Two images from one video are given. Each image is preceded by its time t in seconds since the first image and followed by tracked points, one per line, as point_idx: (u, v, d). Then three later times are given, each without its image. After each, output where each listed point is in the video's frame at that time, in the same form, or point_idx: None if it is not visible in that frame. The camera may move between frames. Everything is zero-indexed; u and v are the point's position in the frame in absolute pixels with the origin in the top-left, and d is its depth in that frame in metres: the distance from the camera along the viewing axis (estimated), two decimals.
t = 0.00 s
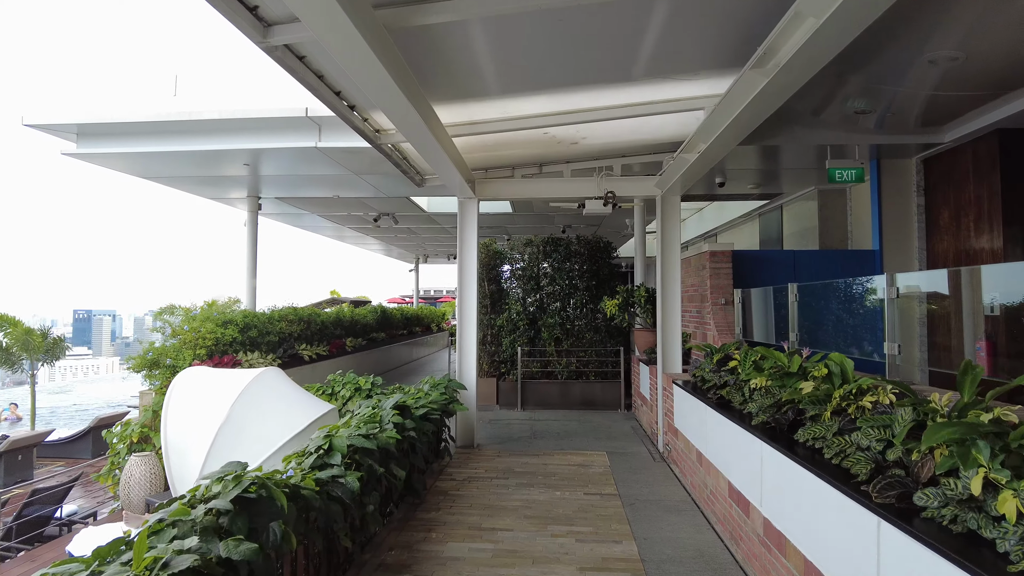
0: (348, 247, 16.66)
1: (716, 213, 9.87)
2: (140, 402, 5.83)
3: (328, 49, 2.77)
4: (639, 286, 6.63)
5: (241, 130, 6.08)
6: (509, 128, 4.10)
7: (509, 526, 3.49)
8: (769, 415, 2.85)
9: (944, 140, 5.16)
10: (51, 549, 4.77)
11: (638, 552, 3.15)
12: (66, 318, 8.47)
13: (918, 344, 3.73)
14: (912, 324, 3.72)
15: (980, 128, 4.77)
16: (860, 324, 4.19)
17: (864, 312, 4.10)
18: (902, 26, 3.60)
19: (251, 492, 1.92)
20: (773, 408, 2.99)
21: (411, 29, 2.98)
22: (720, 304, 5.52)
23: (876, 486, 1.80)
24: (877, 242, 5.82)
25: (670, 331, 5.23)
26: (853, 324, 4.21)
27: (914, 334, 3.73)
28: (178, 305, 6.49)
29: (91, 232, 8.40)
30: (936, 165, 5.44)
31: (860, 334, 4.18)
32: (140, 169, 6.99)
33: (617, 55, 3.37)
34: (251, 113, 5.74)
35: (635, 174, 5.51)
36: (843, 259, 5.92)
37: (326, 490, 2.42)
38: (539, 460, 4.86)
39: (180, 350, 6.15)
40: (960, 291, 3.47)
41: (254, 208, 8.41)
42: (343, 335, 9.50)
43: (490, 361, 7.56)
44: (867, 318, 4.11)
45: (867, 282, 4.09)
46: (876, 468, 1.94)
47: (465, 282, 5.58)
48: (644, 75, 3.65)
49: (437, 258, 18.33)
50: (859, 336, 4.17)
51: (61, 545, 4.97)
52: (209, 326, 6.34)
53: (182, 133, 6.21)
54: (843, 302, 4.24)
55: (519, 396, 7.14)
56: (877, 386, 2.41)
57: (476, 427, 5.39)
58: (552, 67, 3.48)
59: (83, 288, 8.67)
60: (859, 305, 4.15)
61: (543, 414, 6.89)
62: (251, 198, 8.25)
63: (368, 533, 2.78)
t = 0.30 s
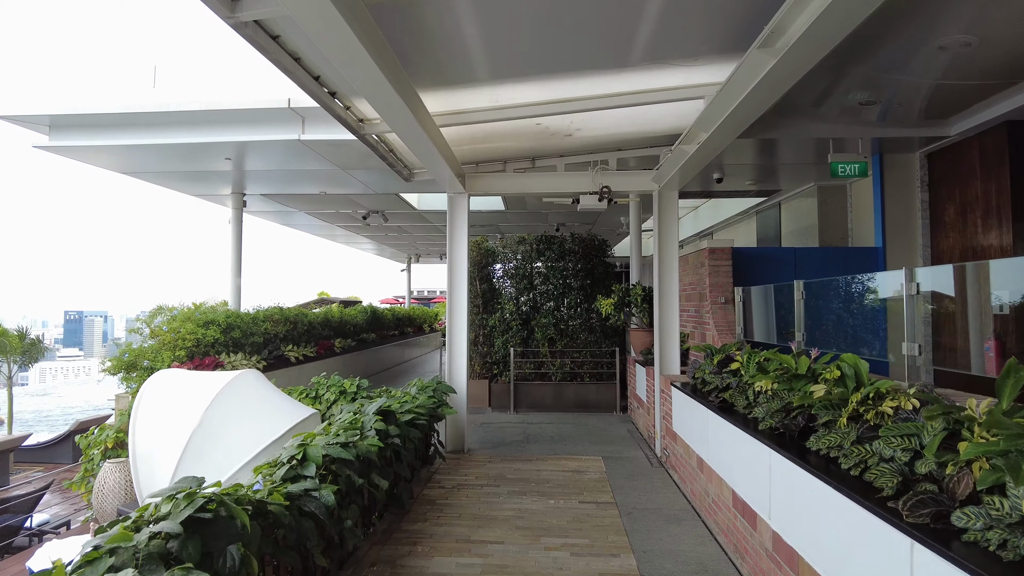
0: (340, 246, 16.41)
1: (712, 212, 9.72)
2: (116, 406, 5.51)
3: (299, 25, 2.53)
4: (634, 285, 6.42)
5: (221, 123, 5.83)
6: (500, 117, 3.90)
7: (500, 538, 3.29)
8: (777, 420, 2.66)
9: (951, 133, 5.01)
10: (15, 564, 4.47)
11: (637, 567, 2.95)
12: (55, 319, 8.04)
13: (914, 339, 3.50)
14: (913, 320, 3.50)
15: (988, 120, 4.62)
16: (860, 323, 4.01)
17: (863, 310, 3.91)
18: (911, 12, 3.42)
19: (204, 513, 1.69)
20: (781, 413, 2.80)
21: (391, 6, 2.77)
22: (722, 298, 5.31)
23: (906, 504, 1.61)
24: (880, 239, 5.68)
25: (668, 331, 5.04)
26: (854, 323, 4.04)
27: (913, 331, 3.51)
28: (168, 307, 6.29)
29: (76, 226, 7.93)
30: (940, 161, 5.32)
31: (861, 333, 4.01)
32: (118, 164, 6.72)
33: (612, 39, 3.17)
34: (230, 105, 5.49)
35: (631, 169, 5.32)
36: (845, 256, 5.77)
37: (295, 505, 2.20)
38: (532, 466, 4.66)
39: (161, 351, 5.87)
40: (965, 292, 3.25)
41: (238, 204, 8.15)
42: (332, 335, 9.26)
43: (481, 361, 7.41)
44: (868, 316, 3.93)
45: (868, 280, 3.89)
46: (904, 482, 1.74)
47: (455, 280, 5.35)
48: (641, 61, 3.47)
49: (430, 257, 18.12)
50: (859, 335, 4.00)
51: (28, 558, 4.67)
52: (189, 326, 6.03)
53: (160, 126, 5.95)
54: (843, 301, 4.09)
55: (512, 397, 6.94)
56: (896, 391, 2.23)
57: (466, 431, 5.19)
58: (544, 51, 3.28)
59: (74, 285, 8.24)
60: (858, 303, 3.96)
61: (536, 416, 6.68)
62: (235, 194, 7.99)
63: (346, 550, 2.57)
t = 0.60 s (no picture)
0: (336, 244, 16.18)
1: (714, 209, 9.50)
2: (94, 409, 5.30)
3: None
4: (635, 283, 6.21)
5: (201, 115, 5.61)
6: (493, 105, 3.69)
7: (492, 554, 3.07)
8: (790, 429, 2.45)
9: (965, 125, 4.82)
10: None
11: None
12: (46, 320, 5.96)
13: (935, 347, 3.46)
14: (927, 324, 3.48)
15: (1005, 111, 4.43)
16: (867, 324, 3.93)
17: (871, 310, 3.85)
18: None
19: (145, 541, 1.48)
20: (794, 421, 2.59)
21: None
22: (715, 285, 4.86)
23: (948, 531, 1.40)
24: (889, 236, 5.48)
25: (670, 333, 4.83)
26: (860, 323, 3.95)
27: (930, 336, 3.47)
28: (160, 304, 6.14)
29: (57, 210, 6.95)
30: (953, 154, 5.14)
31: (868, 334, 3.93)
32: (101, 158, 6.49)
33: (610, 21, 2.98)
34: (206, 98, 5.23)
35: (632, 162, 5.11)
36: (853, 254, 5.56)
37: (261, 525, 1.99)
38: (528, 473, 4.44)
39: (142, 352, 5.66)
40: (979, 294, 3.16)
41: (228, 201, 7.92)
42: (325, 335, 9.05)
43: (477, 362, 7.18)
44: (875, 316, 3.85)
45: (878, 282, 3.78)
46: (942, 504, 1.54)
47: (449, 278, 5.12)
48: (642, 45, 3.26)
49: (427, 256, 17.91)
50: (868, 336, 3.93)
51: None
52: (173, 327, 5.80)
53: (142, 117, 5.71)
54: (849, 301, 3.99)
55: (509, 399, 6.73)
56: (924, 399, 2.02)
57: (460, 436, 4.98)
58: (538, 35, 3.08)
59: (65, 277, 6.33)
60: (865, 303, 3.88)
61: (533, 419, 6.47)
62: (225, 190, 7.74)
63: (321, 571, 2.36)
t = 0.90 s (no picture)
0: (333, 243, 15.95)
1: (717, 205, 9.29)
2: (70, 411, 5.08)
3: None
4: (637, 282, 5.99)
5: (186, 105, 5.38)
6: (487, 92, 3.48)
7: (485, 571, 2.86)
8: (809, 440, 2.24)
9: (983, 115, 4.61)
10: None
11: None
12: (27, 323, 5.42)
13: (948, 350, 3.27)
14: (939, 325, 3.28)
15: None
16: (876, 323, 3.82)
17: (880, 309, 3.73)
18: None
19: None
20: (812, 430, 2.38)
21: None
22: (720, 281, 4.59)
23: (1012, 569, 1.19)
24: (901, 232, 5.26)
25: (674, 332, 4.62)
26: (869, 322, 3.85)
27: (943, 339, 3.26)
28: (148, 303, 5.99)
29: (56, 191, 6.37)
30: (969, 146, 4.93)
31: (876, 334, 3.82)
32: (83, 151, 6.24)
33: None
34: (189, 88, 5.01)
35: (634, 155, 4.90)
36: (865, 251, 5.34)
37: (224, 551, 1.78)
38: (525, 480, 4.23)
39: (123, 352, 5.46)
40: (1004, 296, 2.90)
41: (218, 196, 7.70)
42: (319, 335, 8.84)
43: (474, 363, 6.96)
44: (885, 315, 3.73)
45: (890, 283, 3.66)
46: (998, 534, 1.33)
47: (442, 276, 4.90)
48: (644, 26, 3.05)
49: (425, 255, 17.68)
50: (876, 335, 3.80)
51: None
52: (157, 327, 5.59)
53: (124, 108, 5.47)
54: (857, 301, 3.90)
55: (507, 401, 6.52)
56: (964, 409, 1.81)
57: (454, 441, 4.78)
58: (533, 15, 2.87)
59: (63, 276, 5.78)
60: (875, 302, 3.78)
61: (531, 422, 6.26)
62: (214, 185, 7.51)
63: None
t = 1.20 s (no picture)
0: (329, 242, 15.73)
1: (719, 204, 9.08)
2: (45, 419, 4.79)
3: None
4: (638, 282, 5.77)
5: (165, 97, 5.14)
6: (478, 80, 3.26)
7: None
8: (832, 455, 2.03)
9: (1000, 108, 4.40)
10: None
11: None
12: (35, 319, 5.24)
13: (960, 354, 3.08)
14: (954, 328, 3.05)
15: None
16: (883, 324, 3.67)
17: (887, 310, 3.57)
18: None
19: None
20: (834, 444, 2.18)
21: None
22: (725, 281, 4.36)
23: None
24: (912, 231, 5.06)
25: (677, 334, 4.41)
26: (875, 324, 3.70)
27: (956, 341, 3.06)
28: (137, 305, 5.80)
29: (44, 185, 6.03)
30: (984, 140, 4.73)
31: (883, 336, 3.66)
32: (62, 147, 5.99)
33: None
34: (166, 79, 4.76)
35: (634, 149, 4.68)
36: (874, 250, 5.14)
37: None
38: (521, 491, 4.01)
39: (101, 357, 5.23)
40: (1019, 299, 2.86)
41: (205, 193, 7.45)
42: (311, 337, 8.63)
43: (469, 366, 6.75)
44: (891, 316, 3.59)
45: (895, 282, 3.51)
46: None
47: (434, 277, 4.66)
48: (646, 7, 2.83)
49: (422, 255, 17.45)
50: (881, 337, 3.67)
51: None
52: (138, 329, 5.37)
53: (102, 101, 5.23)
54: (862, 300, 3.75)
55: (503, 406, 6.30)
56: (1014, 429, 1.60)
57: (447, 448, 4.56)
58: None
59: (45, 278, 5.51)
60: (881, 303, 3.62)
61: (528, 428, 6.04)
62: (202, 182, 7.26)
63: None
